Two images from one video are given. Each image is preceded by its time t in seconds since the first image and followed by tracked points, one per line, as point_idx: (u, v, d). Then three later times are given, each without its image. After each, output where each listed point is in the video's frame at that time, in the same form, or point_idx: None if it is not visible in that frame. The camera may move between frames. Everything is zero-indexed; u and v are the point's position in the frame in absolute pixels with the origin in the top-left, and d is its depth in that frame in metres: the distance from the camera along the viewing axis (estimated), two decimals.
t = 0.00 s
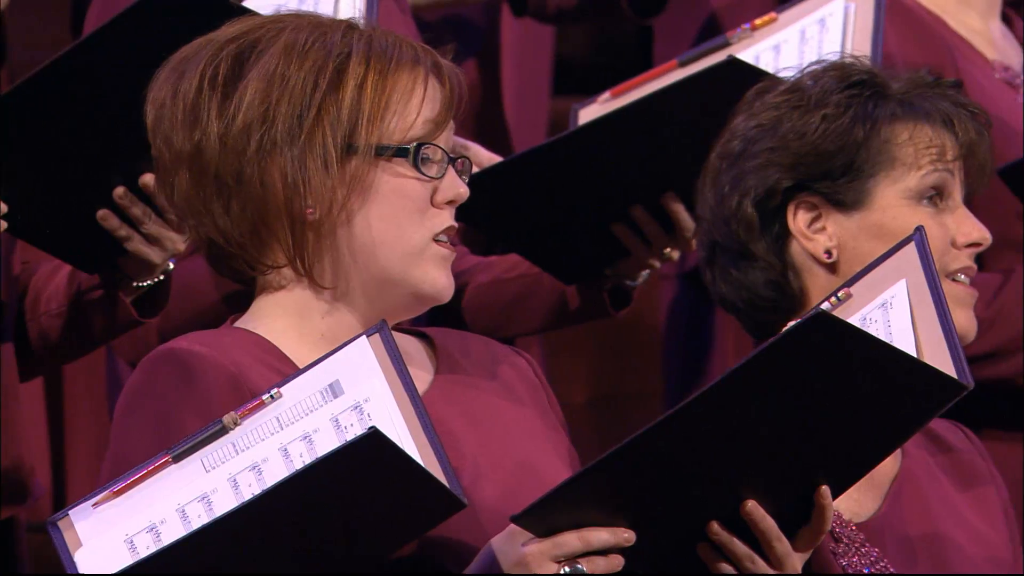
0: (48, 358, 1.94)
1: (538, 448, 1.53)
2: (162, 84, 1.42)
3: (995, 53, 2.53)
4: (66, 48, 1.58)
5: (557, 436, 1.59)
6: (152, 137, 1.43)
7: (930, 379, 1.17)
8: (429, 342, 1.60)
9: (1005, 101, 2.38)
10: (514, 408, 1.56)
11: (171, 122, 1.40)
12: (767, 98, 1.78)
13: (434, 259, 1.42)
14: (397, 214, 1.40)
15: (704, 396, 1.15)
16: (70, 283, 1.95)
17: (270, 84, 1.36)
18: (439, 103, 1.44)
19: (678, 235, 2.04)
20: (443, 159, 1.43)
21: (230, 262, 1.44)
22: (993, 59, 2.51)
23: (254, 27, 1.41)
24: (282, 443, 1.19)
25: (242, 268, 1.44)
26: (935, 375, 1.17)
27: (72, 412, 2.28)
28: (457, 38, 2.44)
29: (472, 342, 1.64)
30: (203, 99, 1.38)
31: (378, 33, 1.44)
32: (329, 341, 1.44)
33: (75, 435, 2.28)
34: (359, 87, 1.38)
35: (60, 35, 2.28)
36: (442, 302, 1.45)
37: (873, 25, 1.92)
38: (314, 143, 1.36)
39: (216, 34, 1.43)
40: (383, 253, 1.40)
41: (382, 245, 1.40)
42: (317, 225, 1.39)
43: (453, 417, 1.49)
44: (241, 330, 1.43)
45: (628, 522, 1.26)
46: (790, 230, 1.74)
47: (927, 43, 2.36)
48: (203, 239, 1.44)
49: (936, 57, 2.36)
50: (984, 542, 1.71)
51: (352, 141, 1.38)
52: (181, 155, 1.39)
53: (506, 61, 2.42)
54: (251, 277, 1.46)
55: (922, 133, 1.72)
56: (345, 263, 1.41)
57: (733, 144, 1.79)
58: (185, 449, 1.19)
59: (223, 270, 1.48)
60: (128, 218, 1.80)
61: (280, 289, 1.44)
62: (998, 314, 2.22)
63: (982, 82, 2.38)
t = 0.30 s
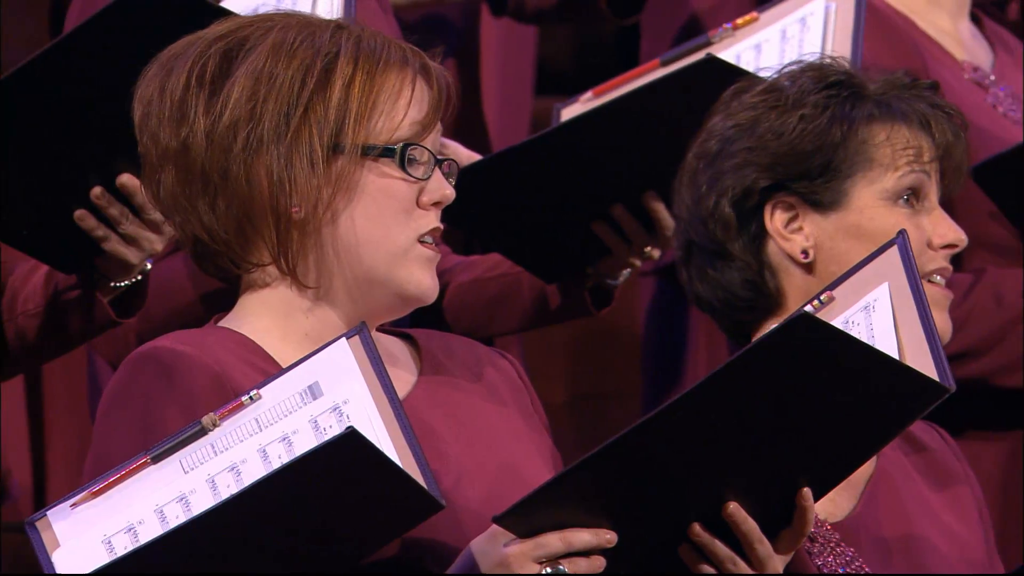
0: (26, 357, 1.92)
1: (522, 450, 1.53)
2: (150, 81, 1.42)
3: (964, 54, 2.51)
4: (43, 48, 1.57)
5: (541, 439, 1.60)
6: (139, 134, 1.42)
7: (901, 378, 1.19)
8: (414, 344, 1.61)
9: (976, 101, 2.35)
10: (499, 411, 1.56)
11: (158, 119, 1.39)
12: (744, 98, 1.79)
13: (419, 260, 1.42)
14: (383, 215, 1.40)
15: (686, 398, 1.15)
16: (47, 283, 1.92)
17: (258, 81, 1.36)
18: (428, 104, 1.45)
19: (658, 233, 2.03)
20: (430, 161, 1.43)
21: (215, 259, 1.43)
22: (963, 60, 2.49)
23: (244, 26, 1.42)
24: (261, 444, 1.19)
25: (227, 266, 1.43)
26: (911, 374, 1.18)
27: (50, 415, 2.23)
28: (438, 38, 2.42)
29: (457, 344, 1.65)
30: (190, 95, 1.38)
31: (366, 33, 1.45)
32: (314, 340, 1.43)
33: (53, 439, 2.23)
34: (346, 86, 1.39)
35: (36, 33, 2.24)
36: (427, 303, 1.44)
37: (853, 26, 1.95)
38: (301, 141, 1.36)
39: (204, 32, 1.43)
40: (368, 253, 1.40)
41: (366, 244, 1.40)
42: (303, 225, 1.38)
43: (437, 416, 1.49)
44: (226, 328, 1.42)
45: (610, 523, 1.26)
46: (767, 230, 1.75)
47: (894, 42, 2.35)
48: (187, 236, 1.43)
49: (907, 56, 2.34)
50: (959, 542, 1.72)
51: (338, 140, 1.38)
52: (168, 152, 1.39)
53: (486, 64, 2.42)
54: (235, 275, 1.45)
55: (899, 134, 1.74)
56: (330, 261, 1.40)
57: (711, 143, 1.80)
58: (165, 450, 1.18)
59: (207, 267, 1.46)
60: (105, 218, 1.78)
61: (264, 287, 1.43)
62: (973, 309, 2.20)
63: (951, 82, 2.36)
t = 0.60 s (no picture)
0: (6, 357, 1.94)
1: (508, 452, 1.54)
2: (143, 76, 1.41)
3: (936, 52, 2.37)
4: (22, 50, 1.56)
5: (527, 442, 1.60)
6: (132, 129, 1.41)
7: (889, 381, 1.19)
8: (400, 345, 1.61)
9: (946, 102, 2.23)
10: (485, 413, 1.57)
11: (152, 115, 1.38)
12: (719, 98, 1.78)
13: (410, 262, 1.42)
14: (376, 215, 1.40)
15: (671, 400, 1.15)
16: (25, 283, 1.91)
17: (254, 79, 1.35)
18: (421, 106, 1.45)
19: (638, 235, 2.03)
20: (422, 163, 1.43)
21: (206, 256, 1.42)
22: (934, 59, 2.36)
23: (239, 23, 1.41)
24: (241, 444, 1.18)
25: (218, 263, 1.42)
26: (901, 380, 1.19)
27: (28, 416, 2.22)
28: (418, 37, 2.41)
29: (445, 344, 1.65)
30: (185, 91, 1.36)
31: (362, 34, 1.44)
32: (303, 339, 1.42)
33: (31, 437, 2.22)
34: (341, 86, 1.38)
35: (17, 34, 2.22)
36: (417, 306, 1.44)
37: (835, 28, 1.93)
38: (296, 140, 1.36)
39: (198, 28, 1.42)
40: (360, 252, 1.40)
41: (359, 243, 1.39)
42: (295, 222, 1.38)
43: (423, 416, 1.49)
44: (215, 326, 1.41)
45: (595, 525, 1.26)
46: (743, 230, 1.75)
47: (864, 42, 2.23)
48: (178, 233, 1.42)
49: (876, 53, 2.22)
50: (933, 542, 1.73)
51: (332, 139, 1.38)
52: (161, 146, 1.37)
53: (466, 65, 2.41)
54: (226, 271, 1.44)
55: (875, 134, 1.75)
56: (322, 259, 1.39)
57: (686, 144, 1.80)
58: (143, 450, 1.18)
59: (196, 264, 1.45)
60: (83, 218, 1.78)
61: (256, 283, 1.42)
62: (946, 310, 2.20)
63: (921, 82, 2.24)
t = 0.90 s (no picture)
0: None
1: (497, 455, 1.53)
2: (134, 76, 1.42)
3: (909, 53, 2.37)
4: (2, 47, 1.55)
5: (515, 445, 1.59)
6: (123, 130, 1.42)
7: (875, 387, 1.19)
8: (391, 346, 1.61)
9: (918, 103, 2.23)
10: (473, 415, 1.56)
11: (144, 115, 1.39)
12: (692, 100, 1.78)
13: (407, 257, 1.43)
14: (371, 212, 1.41)
15: (659, 403, 1.15)
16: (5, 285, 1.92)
17: (246, 78, 1.36)
18: (411, 105, 1.46)
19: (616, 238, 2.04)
20: (413, 161, 1.44)
21: (197, 256, 1.43)
22: (907, 59, 2.36)
23: (229, 23, 1.42)
24: (222, 442, 1.17)
25: (210, 262, 1.43)
26: (887, 389, 1.19)
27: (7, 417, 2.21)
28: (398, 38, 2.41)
29: (436, 347, 1.65)
30: (177, 91, 1.37)
31: (351, 34, 1.45)
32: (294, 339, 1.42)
33: (10, 439, 2.21)
34: (332, 85, 1.39)
35: None
36: (415, 300, 1.45)
37: (814, 32, 1.94)
38: (288, 139, 1.37)
39: (188, 28, 1.43)
40: (355, 250, 1.40)
41: (353, 241, 1.40)
42: (289, 221, 1.38)
43: (410, 417, 1.48)
44: (206, 326, 1.40)
45: (582, 528, 1.25)
46: (718, 231, 1.75)
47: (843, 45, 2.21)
48: (170, 234, 1.43)
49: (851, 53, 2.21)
50: (908, 544, 1.73)
51: (323, 137, 1.39)
52: (153, 146, 1.38)
53: (446, 68, 2.42)
54: (217, 271, 1.44)
55: (848, 136, 1.76)
56: (315, 256, 1.40)
57: (660, 146, 1.79)
58: (123, 448, 1.16)
59: (187, 265, 1.45)
60: (62, 217, 1.76)
61: (247, 283, 1.42)
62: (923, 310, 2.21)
63: (894, 81, 2.24)
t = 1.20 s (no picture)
0: None
1: (484, 456, 1.52)
2: (120, 79, 1.40)
3: (887, 53, 2.37)
4: None
5: (503, 445, 1.58)
6: (109, 133, 1.40)
7: (861, 384, 1.18)
8: (378, 346, 1.61)
9: (895, 100, 2.22)
10: (461, 415, 1.55)
11: (132, 118, 1.37)
12: (666, 99, 1.78)
13: (399, 253, 1.43)
14: (362, 208, 1.41)
15: (642, 404, 1.14)
16: None
17: (235, 78, 1.35)
18: (398, 103, 1.46)
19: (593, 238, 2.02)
20: (402, 157, 1.44)
21: (187, 256, 1.42)
22: (885, 58, 2.36)
23: (214, 23, 1.40)
24: (202, 444, 1.16)
25: (200, 262, 1.42)
26: (874, 388, 1.19)
27: None
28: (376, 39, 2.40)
29: (423, 347, 1.64)
30: (165, 92, 1.36)
31: (336, 33, 1.44)
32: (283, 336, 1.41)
33: None
34: (320, 83, 1.39)
35: None
36: (408, 296, 1.45)
37: (791, 32, 1.94)
38: (279, 137, 1.36)
39: (172, 29, 1.42)
40: (347, 248, 1.40)
41: (344, 238, 1.40)
42: (281, 220, 1.38)
43: (396, 416, 1.47)
44: (194, 325, 1.39)
45: (567, 529, 1.25)
46: (695, 230, 1.75)
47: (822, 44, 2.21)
48: (160, 236, 1.41)
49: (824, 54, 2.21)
50: (889, 543, 1.72)
51: (314, 135, 1.38)
52: (141, 148, 1.37)
53: (424, 67, 2.38)
54: (208, 271, 1.43)
55: (822, 129, 1.75)
56: (308, 254, 1.40)
57: (634, 147, 1.79)
58: (104, 449, 1.15)
59: (176, 266, 1.44)
60: (37, 214, 1.75)
61: (238, 282, 1.42)
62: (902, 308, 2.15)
63: (871, 79, 2.24)
